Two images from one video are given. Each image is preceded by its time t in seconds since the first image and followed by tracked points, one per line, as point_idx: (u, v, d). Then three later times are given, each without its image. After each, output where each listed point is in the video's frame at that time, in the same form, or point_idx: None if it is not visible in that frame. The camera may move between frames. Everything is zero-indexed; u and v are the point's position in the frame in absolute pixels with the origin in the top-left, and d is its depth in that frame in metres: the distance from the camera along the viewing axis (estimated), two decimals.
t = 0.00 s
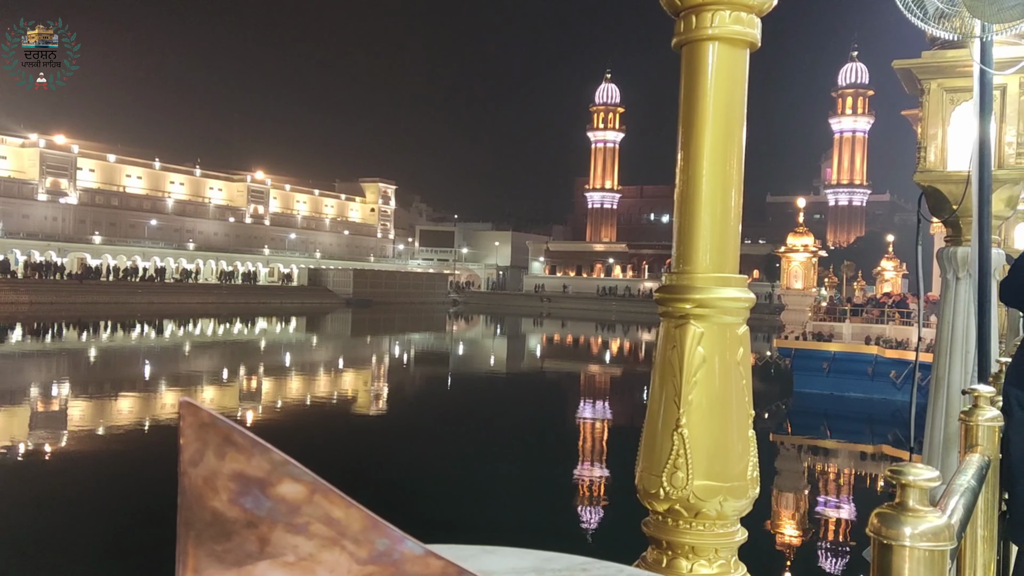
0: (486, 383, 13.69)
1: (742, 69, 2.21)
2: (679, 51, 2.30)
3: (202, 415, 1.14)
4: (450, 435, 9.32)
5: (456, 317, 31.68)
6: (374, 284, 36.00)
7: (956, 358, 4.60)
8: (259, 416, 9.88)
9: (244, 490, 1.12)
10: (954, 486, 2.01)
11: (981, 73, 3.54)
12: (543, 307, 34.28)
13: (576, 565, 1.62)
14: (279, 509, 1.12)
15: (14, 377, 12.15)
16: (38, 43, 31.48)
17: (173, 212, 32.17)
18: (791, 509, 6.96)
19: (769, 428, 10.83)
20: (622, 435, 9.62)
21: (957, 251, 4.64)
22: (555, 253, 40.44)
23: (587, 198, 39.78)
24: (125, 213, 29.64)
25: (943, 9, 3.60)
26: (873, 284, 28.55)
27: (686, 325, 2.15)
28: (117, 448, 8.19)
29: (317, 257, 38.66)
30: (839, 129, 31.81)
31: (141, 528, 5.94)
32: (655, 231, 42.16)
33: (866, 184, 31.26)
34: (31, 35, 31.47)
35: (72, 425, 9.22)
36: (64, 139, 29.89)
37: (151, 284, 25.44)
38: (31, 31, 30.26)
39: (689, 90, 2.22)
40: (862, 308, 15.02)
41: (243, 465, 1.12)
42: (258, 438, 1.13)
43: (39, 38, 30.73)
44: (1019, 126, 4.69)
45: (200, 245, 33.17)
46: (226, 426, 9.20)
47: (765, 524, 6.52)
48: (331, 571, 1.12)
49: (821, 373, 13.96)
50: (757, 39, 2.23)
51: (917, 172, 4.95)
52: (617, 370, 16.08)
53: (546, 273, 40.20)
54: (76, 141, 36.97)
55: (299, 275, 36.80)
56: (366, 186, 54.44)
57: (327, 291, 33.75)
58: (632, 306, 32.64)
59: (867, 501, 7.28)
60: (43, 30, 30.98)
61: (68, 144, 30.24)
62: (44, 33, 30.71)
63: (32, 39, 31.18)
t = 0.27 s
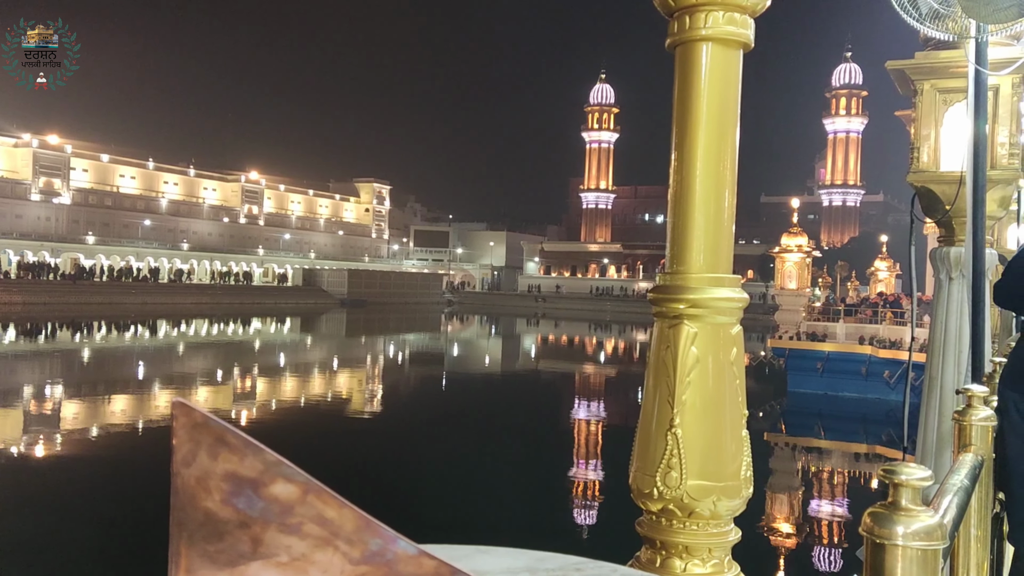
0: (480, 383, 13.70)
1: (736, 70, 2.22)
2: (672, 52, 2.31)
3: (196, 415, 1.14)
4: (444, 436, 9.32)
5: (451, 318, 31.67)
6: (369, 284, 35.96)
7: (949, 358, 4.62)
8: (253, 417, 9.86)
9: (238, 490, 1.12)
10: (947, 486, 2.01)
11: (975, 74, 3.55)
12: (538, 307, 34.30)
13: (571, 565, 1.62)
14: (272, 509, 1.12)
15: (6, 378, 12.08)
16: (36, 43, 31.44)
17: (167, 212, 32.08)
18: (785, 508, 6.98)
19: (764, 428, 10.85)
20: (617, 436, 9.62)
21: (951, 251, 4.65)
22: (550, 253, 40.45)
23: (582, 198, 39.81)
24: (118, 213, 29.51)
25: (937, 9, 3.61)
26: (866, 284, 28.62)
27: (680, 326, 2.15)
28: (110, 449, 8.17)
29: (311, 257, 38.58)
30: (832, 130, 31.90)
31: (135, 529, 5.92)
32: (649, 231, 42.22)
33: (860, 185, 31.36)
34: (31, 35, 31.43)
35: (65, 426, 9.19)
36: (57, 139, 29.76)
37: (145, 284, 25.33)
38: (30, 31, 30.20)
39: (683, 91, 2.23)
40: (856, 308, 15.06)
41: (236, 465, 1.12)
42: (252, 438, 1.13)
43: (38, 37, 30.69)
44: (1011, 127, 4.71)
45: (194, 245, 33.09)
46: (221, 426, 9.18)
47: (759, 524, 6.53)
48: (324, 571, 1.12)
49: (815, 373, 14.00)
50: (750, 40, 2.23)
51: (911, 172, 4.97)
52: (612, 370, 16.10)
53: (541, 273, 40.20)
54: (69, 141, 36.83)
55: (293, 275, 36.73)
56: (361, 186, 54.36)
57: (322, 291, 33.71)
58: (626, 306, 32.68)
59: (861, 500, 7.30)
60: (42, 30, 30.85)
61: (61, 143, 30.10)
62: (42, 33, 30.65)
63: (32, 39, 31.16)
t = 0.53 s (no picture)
0: (475, 384, 13.69)
1: (728, 70, 2.22)
2: (665, 52, 2.31)
3: (186, 417, 1.14)
4: (439, 436, 9.30)
5: (445, 318, 31.65)
6: (364, 285, 35.92)
7: (941, 359, 4.63)
8: (247, 418, 9.83)
9: (227, 492, 1.12)
10: (939, 486, 2.02)
11: (967, 75, 3.56)
12: (532, 308, 34.29)
13: (563, 565, 1.63)
14: (263, 510, 1.12)
15: None
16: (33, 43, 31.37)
17: (161, 213, 32.00)
18: (779, 508, 7.00)
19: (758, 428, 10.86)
20: (611, 436, 9.64)
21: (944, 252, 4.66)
22: (545, 254, 40.46)
23: (577, 199, 39.84)
24: (112, 214, 29.40)
25: (929, 10, 3.61)
26: (861, 284, 28.75)
27: (673, 326, 2.15)
28: (104, 450, 8.14)
29: (306, 258, 38.53)
30: (826, 130, 32.00)
31: (127, 531, 5.88)
32: (644, 232, 42.27)
33: (854, 186, 31.46)
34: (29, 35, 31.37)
35: (58, 427, 9.15)
36: (50, 139, 29.65)
37: (139, 285, 25.25)
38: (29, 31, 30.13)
39: (675, 92, 2.23)
40: (850, 308, 15.10)
41: (226, 466, 1.12)
42: (242, 440, 1.12)
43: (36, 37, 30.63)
44: (1003, 128, 4.73)
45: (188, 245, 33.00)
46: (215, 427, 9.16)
47: (754, 523, 6.55)
48: (314, 571, 1.12)
49: (809, 373, 14.03)
50: (743, 41, 2.23)
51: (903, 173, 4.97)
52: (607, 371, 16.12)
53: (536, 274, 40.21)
54: (62, 142, 36.70)
55: (288, 276, 36.65)
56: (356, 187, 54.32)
57: (317, 292, 33.65)
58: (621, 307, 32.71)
59: (854, 500, 7.33)
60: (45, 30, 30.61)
61: (54, 144, 29.97)
62: (40, 33, 30.61)
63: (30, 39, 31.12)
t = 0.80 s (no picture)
0: (471, 385, 13.68)
1: (722, 72, 2.22)
2: (659, 54, 2.31)
3: (176, 418, 1.13)
4: (435, 438, 9.30)
5: (441, 320, 31.62)
6: (360, 286, 35.87)
7: (936, 359, 4.65)
8: (243, 419, 9.82)
9: (219, 494, 1.12)
10: (933, 486, 2.02)
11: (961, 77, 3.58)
12: (529, 309, 34.28)
13: (556, 566, 1.62)
14: (254, 512, 1.12)
15: None
16: (31, 43, 31.32)
17: (157, 214, 31.93)
18: (775, 509, 7.00)
19: (754, 429, 10.87)
20: (607, 437, 9.65)
21: (938, 253, 4.67)
22: (541, 255, 40.47)
23: (573, 200, 39.87)
24: (107, 215, 29.33)
25: (922, 12, 3.63)
26: (856, 285, 28.84)
27: (667, 327, 2.16)
28: (98, 453, 8.09)
29: (302, 259, 38.49)
30: (822, 132, 32.07)
31: (121, 534, 5.85)
32: (640, 233, 42.31)
33: (849, 187, 31.54)
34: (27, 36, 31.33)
35: (53, 429, 9.10)
36: (45, 140, 29.57)
37: (134, 287, 25.20)
38: (28, 31, 30.06)
39: (670, 93, 2.24)
40: (845, 309, 15.14)
41: (218, 469, 1.12)
42: (233, 442, 1.12)
43: (35, 38, 30.59)
44: (996, 130, 4.75)
45: (183, 247, 32.93)
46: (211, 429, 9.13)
47: (750, 524, 6.56)
48: (306, 572, 1.12)
49: (805, 373, 14.06)
50: (736, 42, 2.24)
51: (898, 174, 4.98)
52: (603, 372, 16.13)
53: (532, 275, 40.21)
54: (57, 143, 36.57)
55: (284, 277, 36.58)
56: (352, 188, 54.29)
57: (313, 293, 33.60)
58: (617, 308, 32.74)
59: (849, 500, 7.35)
60: (45, 31, 30.53)
61: (49, 145, 29.88)
62: (40, 33, 30.60)
63: (29, 40, 31.10)
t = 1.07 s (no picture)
0: (470, 386, 13.69)
1: (719, 74, 2.23)
2: (657, 54, 2.31)
3: (174, 420, 1.14)
4: (434, 438, 9.31)
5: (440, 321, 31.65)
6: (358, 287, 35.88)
7: (934, 360, 4.66)
8: (241, 420, 9.84)
9: (216, 495, 1.12)
10: (931, 487, 2.02)
11: (959, 78, 3.58)
12: (527, 310, 34.29)
13: (554, 567, 1.62)
14: (251, 513, 1.11)
15: None
16: (31, 44, 31.27)
17: (155, 215, 31.95)
18: (774, 510, 7.01)
19: (752, 430, 10.86)
20: (605, 438, 9.66)
21: (936, 254, 4.68)
22: (540, 256, 40.51)
23: (572, 201, 39.91)
24: (106, 216, 29.36)
25: (921, 13, 3.62)
26: (854, 286, 28.89)
27: (665, 328, 2.16)
28: (97, 454, 8.09)
29: (301, 261, 38.53)
30: (820, 133, 32.12)
31: (119, 535, 5.85)
32: (639, 234, 42.35)
33: (847, 188, 31.60)
34: (27, 36, 31.28)
35: (51, 431, 9.10)
36: (43, 142, 29.60)
37: (132, 288, 25.24)
38: (28, 31, 30.01)
39: (667, 94, 2.24)
40: (843, 310, 15.14)
41: (214, 470, 1.12)
42: (229, 443, 1.12)
43: (35, 38, 30.52)
44: (994, 130, 4.76)
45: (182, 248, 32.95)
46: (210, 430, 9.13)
47: (748, 524, 6.57)
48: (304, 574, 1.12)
49: (803, 374, 14.08)
50: (734, 44, 2.24)
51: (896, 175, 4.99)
52: (601, 373, 16.17)
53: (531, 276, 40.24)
54: (56, 144, 36.56)
55: (282, 278, 36.58)
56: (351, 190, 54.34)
57: (311, 294, 33.60)
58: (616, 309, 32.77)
59: (848, 501, 7.35)
60: (42, 31, 30.59)
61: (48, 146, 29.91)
62: (41, 34, 30.60)
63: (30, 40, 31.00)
